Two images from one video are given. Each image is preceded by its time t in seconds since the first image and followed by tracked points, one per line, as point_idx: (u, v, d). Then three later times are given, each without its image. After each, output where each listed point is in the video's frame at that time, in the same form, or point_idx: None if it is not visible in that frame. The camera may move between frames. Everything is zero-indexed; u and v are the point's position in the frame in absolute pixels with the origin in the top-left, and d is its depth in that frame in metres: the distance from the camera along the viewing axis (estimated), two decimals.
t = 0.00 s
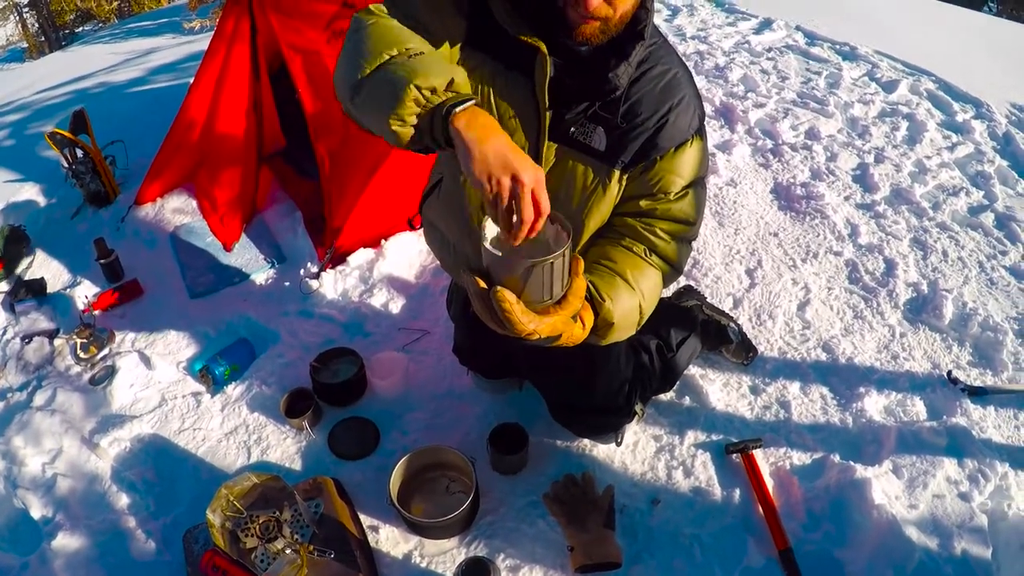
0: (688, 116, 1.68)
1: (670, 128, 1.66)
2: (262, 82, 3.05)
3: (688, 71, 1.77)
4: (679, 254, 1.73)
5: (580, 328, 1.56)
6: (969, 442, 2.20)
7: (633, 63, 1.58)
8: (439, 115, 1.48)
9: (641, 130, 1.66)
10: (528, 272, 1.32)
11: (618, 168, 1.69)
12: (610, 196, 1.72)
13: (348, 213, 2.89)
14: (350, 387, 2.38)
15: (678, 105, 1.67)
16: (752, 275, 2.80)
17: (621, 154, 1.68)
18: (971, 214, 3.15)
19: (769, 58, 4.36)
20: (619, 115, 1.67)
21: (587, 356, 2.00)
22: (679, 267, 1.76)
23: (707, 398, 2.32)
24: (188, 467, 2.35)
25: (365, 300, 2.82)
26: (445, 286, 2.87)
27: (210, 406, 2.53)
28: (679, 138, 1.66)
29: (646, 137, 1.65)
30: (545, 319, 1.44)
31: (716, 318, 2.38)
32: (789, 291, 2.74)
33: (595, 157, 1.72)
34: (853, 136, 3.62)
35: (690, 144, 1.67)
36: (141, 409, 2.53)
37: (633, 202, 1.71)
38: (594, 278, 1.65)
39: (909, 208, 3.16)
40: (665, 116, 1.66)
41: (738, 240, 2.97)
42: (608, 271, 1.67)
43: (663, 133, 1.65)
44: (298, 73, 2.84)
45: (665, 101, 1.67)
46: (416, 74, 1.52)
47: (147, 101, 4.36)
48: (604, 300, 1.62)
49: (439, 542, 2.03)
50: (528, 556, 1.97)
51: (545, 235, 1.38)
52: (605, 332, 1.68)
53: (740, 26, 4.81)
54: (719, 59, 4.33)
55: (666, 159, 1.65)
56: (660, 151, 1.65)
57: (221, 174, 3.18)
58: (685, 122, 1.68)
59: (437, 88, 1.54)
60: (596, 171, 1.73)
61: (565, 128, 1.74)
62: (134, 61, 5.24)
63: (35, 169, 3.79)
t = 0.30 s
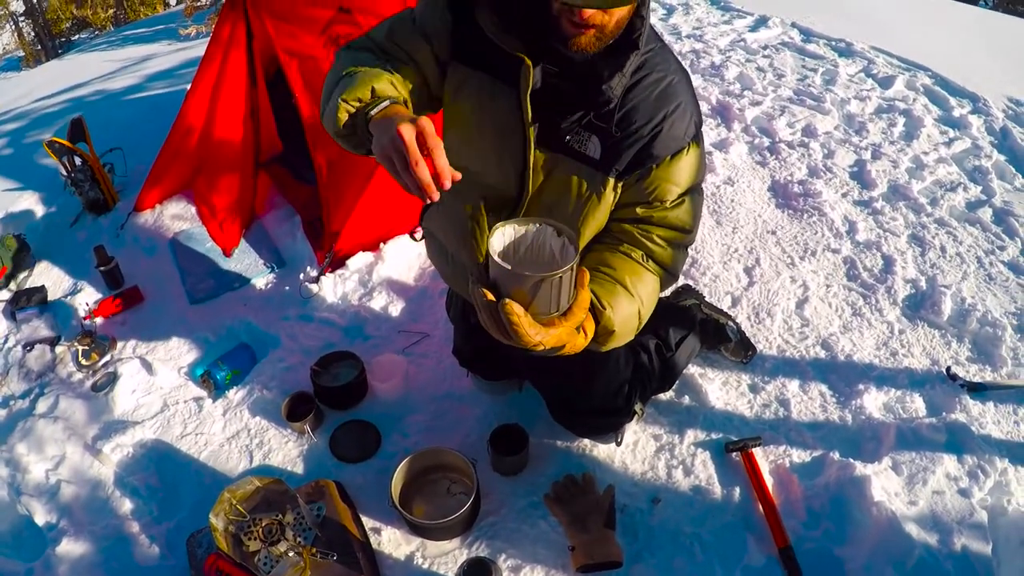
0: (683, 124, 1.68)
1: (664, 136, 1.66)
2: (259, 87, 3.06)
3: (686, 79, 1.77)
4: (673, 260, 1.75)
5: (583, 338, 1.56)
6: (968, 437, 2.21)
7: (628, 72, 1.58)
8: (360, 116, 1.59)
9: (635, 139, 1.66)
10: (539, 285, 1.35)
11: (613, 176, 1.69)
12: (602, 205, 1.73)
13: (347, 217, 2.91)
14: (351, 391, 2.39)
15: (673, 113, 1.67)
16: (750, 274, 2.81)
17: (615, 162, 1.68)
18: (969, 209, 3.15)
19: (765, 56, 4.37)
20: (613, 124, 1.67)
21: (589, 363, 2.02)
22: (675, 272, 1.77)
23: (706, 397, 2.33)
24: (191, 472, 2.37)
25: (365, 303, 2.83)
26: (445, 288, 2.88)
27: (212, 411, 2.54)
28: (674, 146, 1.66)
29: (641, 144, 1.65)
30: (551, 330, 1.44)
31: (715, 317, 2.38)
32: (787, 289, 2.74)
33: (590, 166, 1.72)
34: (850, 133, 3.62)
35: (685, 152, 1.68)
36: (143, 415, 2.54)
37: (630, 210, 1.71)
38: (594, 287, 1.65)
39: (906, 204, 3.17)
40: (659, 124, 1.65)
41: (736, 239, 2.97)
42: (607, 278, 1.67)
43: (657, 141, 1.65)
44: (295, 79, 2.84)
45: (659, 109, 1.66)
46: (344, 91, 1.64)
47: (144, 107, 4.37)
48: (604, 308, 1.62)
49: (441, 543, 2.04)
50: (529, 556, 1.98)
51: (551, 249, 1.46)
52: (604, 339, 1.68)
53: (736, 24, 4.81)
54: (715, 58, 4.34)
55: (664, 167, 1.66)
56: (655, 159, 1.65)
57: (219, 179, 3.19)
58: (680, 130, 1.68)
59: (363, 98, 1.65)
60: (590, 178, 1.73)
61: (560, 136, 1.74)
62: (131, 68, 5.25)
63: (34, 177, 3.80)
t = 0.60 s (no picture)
0: (663, 158, 1.68)
1: (644, 172, 1.67)
2: (259, 108, 3.16)
3: (669, 108, 1.77)
4: (659, 284, 1.80)
5: (571, 368, 1.62)
6: (956, 441, 2.25)
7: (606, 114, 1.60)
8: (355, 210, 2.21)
9: (615, 175, 1.69)
10: (523, 328, 1.42)
11: (595, 212, 1.74)
12: (586, 240, 1.80)
13: (347, 234, 2.99)
14: (354, 406, 2.46)
15: (653, 148, 1.68)
16: (741, 284, 2.87)
17: (597, 199, 1.72)
18: (958, 214, 3.20)
19: (757, 66, 4.44)
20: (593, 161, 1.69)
21: (580, 386, 2.09)
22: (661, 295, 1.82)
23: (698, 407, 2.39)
24: (200, 486, 2.44)
25: (367, 320, 2.90)
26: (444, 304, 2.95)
27: (219, 427, 2.61)
28: (654, 181, 1.68)
29: (621, 182, 1.68)
30: (538, 365, 1.51)
31: (707, 329, 2.45)
32: (778, 298, 2.80)
33: (575, 202, 1.77)
34: (841, 141, 3.69)
35: (666, 186, 1.68)
36: (152, 432, 2.61)
37: (612, 240, 1.76)
38: (579, 316, 1.71)
39: (897, 211, 3.23)
40: (638, 161, 1.66)
41: (728, 250, 3.04)
42: (594, 306, 1.72)
43: (638, 178, 1.67)
44: (295, 101, 2.91)
45: (638, 144, 1.67)
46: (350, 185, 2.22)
47: (145, 126, 4.47)
48: (591, 337, 1.68)
49: (443, 552, 2.10)
50: (528, 563, 2.04)
51: (537, 289, 1.50)
52: (595, 365, 1.74)
53: (728, 34, 4.89)
54: (707, 68, 4.41)
55: (645, 203, 1.68)
56: (634, 197, 1.67)
57: (221, 201, 3.29)
58: (660, 164, 1.68)
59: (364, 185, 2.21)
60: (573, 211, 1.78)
61: (545, 173, 1.79)
62: (130, 85, 5.35)
63: (40, 197, 3.90)
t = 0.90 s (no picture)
0: (644, 182, 1.66)
1: (623, 199, 1.66)
2: (260, 121, 3.23)
3: (654, 126, 1.74)
4: (658, 295, 1.84)
5: (571, 386, 1.70)
6: (946, 446, 2.30)
7: (579, 147, 1.64)
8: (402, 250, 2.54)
9: (597, 203, 1.69)
10: (514, 363, 1.51)
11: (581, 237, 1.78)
12: (577, 263, 1.86)
13: (348, 246, 3.05)
14: (356, 414, 2.51)
15: (632, 174, 1.65)
16: (734, 292, 2.93)
17: (582, 225, 1.74)
18: (950, 221, 3.26)
19: (752, 74, 4.50)
20: (575, 189, 1.71)
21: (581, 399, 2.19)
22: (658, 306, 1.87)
23: (691, 413, 2.44)
24: (205, 493, 2.49)
25: (368, 329, 2.96)
26: (443, 313, 3.01)
27: (224, 434, 2.67)
28: (634, 206, 1.67)
29: (602, 208, 1.69)
30: (535, 390, 1.57)
31: (699, 337, 2.47)
32: (770, 306, 2.86)
33: (562, 228, 1.79)
34: (834, 149, 3.75)
35: (649, 208, 1.69)
36: (158, 440, 2.67)
37: (603, 258, 1.81)
38: (579, 333, 1.79)
39: (889, 218, 3.28)
40: (616, 187, 1.65)
41: (722, 259, 3.10)
42: (594, 322, 1.80)
43: (616, 205, 1.66)
44: (296, 113, 2.99)
45: (615, 170, 1.65)
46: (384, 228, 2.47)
47: (145, 136, 4.54)
48: (591, 353, 1.77)
49: (443, 556, 2.16)
50: (526, 566, 2.09)
51: (530, 320, 1.65)
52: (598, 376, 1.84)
53: (723, 43, 4.95)
54: (703, 77, 4.47)
55: (630, 226, 1.69)
56: (618, 222, 1.69)
57: (224, 212, 3.37)
58: (641, 188, 1.66)
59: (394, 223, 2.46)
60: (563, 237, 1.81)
61: (532, 201, 1.80)
62: (130, 94, 5.43)
63: (42, 208, 3.97)
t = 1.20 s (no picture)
0: (658, 194, 1.66)
1: (638, 213, 1.67)
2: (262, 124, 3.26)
3: (666, 135, 1.73)
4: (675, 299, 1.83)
5: (593, 392, 1.73)
6: (946, 445, 2.31)
7: (591, 168, 1.65)
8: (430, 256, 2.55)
9: (613, 217, 1.70)
10: (536, 375, 1.52)
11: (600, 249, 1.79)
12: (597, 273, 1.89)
13: (350, 248, 3.07)
14: (360, 414, 2.53)
15: (645, 188, 1.65)
16: (735, 293, 2.95)
17: (598, 238, 1.76)
18: (950, 223, 3.27)
19: (752, 77, 4.52)
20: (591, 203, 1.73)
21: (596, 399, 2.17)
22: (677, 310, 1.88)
23: (693, 412, 2.46)
24: (209, 493, 2.51)
25: (372, 330, 2.98)
26: (446, 313, 3.03)
27: (228, 435, 2.69)
28: (649, 219, 1.68)
29: (619, 223, 1.69)
30: (557, 398, 1.61)
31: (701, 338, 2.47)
32: (771, 307, 2.88)
33: (580, 240, 1.82)
34: (835, 151, 3.77)
35: (664, 218, 1.70)
36: (162, 440, 2.69)
37: (620, 266, 1.81)
38: (601, 340, 1.82)
39: (889, 220, 3.30)
40: (630, 203, 1.66)
41: (723, 260, 3.11)
42: (615, 328, 1.82)
43: (632, 219, 1.67)
44: (298, 116, 3.01)
45: (629, 186, 1.65)
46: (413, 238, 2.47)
47: (148, 139, 4.57)
48: (612, 357, 1.81)
49: (448, 553, 2.17)
50: (529, 564, 2.11)
51: (549, 332, 1.61)
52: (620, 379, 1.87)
53: (723, 45, 4.98)
54: (703, 80, 4.50)
55: (647, 237, 1.71)
56: (635, 235, 1.70)
57: (226, 214, 3.39)
58: (654, 200, 1.67)
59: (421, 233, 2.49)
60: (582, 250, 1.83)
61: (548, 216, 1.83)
62: (132, 98, 5.45)
63: (44, 212, 4.01)
